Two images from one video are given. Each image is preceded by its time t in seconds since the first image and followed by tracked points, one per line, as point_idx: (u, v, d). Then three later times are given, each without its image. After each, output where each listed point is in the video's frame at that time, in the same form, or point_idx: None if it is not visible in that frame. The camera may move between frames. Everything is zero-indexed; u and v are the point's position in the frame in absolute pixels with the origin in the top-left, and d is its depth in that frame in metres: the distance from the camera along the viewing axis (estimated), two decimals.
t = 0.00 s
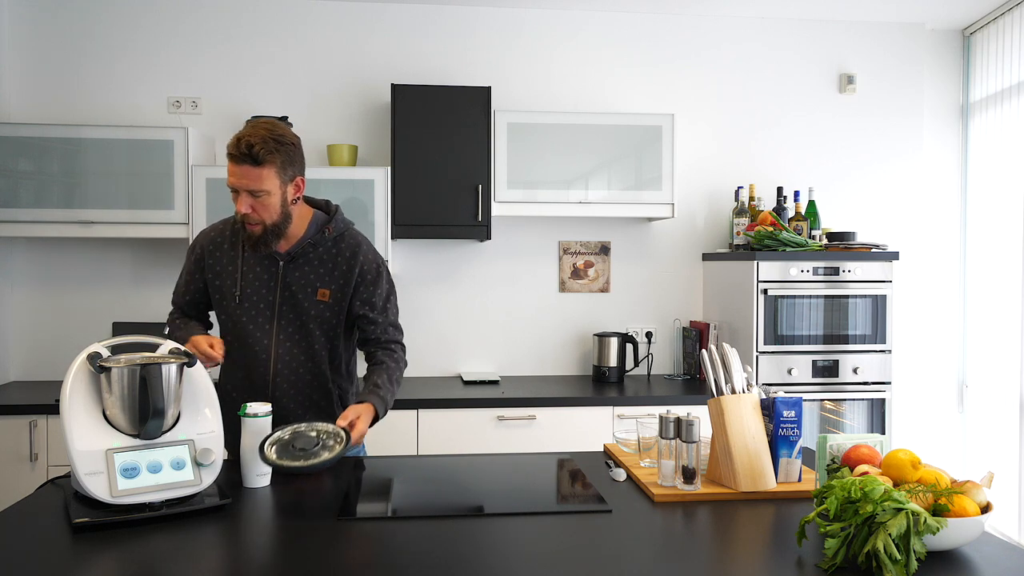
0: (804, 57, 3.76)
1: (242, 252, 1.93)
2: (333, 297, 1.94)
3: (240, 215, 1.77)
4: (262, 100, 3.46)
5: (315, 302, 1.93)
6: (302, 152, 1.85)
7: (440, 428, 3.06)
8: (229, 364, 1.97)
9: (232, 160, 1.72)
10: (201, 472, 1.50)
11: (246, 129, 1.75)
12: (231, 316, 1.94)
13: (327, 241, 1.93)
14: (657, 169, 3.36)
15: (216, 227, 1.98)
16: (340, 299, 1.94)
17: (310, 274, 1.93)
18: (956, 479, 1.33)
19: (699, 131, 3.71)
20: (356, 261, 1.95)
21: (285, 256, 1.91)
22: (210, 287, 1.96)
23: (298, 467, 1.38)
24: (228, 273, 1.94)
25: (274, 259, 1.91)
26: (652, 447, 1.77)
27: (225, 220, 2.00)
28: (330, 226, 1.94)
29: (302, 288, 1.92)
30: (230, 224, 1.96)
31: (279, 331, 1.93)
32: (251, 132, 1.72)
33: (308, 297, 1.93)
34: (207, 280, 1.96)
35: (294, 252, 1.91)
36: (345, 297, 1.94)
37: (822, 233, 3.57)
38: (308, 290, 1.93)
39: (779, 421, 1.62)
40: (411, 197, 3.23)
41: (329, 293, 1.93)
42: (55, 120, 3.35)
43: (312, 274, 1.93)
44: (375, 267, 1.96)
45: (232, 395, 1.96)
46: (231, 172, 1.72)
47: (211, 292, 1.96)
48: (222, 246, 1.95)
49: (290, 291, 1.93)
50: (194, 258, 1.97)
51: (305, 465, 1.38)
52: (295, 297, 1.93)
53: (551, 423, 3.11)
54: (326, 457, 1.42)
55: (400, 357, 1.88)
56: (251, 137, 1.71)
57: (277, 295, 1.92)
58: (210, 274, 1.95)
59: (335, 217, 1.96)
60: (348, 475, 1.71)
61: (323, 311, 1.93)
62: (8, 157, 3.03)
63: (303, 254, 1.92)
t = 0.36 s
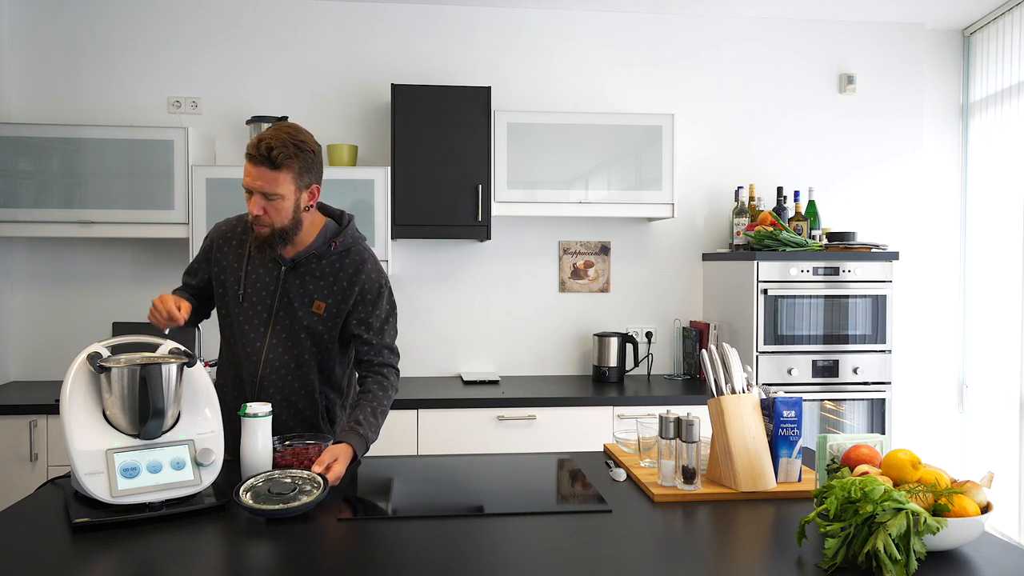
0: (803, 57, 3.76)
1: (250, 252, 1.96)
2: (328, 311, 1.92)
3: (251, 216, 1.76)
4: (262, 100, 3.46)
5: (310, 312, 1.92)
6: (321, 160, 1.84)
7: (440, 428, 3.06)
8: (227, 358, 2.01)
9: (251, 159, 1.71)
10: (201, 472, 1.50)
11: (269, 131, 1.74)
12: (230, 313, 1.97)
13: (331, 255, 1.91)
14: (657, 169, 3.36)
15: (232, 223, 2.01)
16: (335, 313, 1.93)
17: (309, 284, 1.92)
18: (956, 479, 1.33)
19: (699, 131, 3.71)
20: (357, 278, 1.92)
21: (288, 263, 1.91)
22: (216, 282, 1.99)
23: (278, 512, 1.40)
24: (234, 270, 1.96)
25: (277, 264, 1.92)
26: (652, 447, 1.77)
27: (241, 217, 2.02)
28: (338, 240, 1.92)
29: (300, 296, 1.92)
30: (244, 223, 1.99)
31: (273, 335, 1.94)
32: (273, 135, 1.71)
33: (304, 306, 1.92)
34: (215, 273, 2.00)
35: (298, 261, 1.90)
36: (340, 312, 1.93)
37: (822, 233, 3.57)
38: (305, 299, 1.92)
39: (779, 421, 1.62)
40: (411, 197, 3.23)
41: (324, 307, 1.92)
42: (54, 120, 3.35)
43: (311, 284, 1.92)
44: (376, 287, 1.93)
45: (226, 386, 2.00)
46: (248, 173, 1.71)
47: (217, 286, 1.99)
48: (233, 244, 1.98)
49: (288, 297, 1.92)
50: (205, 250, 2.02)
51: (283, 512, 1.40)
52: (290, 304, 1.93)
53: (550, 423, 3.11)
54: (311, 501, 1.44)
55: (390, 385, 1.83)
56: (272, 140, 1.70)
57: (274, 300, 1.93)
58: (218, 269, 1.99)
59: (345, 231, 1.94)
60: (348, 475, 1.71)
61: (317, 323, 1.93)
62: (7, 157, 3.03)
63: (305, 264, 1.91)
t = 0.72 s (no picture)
0: (803, 57, 3.76)
1: (247, 247, 1.96)
2: (329, 300, 1.94)
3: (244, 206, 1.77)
4: (262, 100, 3.46)
5: (312, 302, 1.93)
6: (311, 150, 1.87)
7: (440, 428, 3.06)
8: (228, 359, 1.99)
9: (242, 149, 1.73)
10: (201, 472, 1.50)
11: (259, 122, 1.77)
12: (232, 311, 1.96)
13: (328, 243, 1.93)
14: (657, 169, 3.36)
15: (223, 220, 2.01)
16: (336, 300, 1.94)
17: (309, 274, 1.93)
18: (956, 479, 1.33)
19: (699, 130, 3.71)
20: (355, 263, 1.94)
21: (286, 255, 1.92)
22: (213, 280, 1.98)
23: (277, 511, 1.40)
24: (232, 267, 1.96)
25: (276, 257, 1.92)
26: (652, 447, 1.77)
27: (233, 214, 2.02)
28: (333, 228, 1.94)
29: (301, 287, 1.93)
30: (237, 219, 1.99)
31: (276, 329, 1.94)
32: (263, 124, 1.74)
33: (305, 296, 1.93)
34: (212, 272, 1.99)
35: (296, 252, 1.91)
36: (342, 300, 1.94)
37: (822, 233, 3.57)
38: (306, 289, 1.93)
39: (779, 421, 1.62)
40: (411, 197, 3.23)
41: (325, 295, 1.93)
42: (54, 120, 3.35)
43: (311, 274, 1.93)
44: (373, 271, 1.95)
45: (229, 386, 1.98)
46: (240, 162, 1.73)
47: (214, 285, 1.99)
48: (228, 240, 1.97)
49: (289, 289, 1.93)
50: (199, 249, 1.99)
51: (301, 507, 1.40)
52: (292, 297, 1.93)
53: (550, 423, 3.11)
54: (325, 497, 1.46)
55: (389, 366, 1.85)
56: (262, 128, 1.73)
57: (276, 292, 1.93)
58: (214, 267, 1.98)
59: (338, 219, 1.95)
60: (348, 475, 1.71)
61: (319, 312, 1.93)
62: (8, 157, 3.03)
63: (303, 255, 1.92)
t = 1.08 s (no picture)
0: (803, 57, 3.76)
1: (259, 247, 1.91)
2: (349, 289, 1.92)
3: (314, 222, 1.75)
4: (262, 99, 3.46)
5: (333, 295, 1.90)
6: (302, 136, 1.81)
7: (440, 428, 3.06)
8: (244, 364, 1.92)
9: (304, 176, 1.65)
10: (201, 472, 1.50)
11: (296, 140, 1.67)
12: (247, 313, 1.91)
13: (343, 236, 1.91)
14: (657, 169, 3.36)
15: (229, 224, 1.95)
16: (356, 290, 1.92)
17: (327, 268, 1.90)
18: (956, 479, 1.33)
19: (699, 130, 3.71)
20: (372, 253, 1.93)
21: (302, 251, 1.89)
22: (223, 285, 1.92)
23: (277, 511, 1.40)
24: (244, 269, 1.90)
25: (291, 253, 1.89)
26: (652, 447, 1.77)
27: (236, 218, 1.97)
28: (345, 220, 1.92)
29: (319, 282, 1.90)
30: (242, 221, 1.94)
31: (297, 326, 1.90)
32: (312, 142, 1.65)
33: (325, 290, 1.90)
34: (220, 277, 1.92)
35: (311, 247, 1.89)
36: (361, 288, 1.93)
37: (822, 233, 3.57)
38: (325, 283, 1.90)
39: (779, 421, 1.62)
40: (411, 197, 3.23)
41: (346, 286, 1.91)
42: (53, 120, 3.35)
43: (328, 267, 1.91)
44: (389, 259, 1.96)
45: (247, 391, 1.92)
46: (308, 187, 1.67)
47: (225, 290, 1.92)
48: (237, 243, 1.92)
49: (308, 284, 1.90)
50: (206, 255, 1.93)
51: (303, 506, 1.41)
52: (311, 291, 1.90)
53: (550, 423, 3.11)
54: (325, 497, 1.46)
55: (420, 350, 1.93)
56: (315, 146, 1.65)
57: (294, 289, 1.89)
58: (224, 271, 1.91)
59: (347, 211, 1.94)
60: (347, 475, 1.71)
61: (340, 304, 1.91)
62: (8, 158, 3.03)
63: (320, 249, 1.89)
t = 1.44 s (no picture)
0: (803, 57, 3.76)
1: (340, 254, 2.00)
2: (424, 297, 2.01)
3: (376, 208, 1.88)
4: (262, 100, 3.46)
5: (408, 299, 1.99)
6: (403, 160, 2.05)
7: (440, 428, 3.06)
8: (318, 363, 1.98)
9: (373, 158, 1.85)
10: (201, 472, 1.50)
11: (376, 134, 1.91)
12: (324, 314, 1.97)
13: (419, 247, 2.04)
14: (657, 169, 3.36)
15: (311, 233, 2.05)
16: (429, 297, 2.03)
17: (403, 274, 2.00)
18: (956, 479, 1.33)
19: (699, 130, 3.71)
20: (445, 265, 2.07)
21: (381, 257, 2.00)
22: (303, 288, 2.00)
23: (277, 511, 1.40)
24: (325, 272, 1.99)
25: (371, 258, 1.99)
26: (652, 447, 1.77)
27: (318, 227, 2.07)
28: (420, 232, 2.07)
29: (395, 286, 1.99)
30: (325, 230, 2.04)
31: (372, 327, 1.96)
32: (386, 133, 1.88)
33: (401, 294, 1.99)
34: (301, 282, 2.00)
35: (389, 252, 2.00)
36: (434, 296, 2.03)
37: (822, 233, 3.57)
38: (401, 288, 2.00)
39: (779, 421, 1.62)
40: (411, 197, 3.23)
41: (420, 292, 2.01)
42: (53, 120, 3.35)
43: (404, 274, 2.01)
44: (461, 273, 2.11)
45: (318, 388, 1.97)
46: (373, 167, 1.85)
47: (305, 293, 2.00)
48: (320, 250, 2.02)
49: (384, 289, 1.99)
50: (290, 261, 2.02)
51: (303, 506, 1.41)
52: (387, 294, 1.98)
53: (550, 423, 3.11)
54: (325, 497, 1.46)
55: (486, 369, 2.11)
56: (389, 136, 1.87)
57: (371, 292, 1.98)
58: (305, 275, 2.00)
59: (422, 226, 2.09)
60: (348, 475, 1.71)
61: (414, 309, 2.00)
62: (8, 158, 3.03)
63: (398, 257, 2.01)
